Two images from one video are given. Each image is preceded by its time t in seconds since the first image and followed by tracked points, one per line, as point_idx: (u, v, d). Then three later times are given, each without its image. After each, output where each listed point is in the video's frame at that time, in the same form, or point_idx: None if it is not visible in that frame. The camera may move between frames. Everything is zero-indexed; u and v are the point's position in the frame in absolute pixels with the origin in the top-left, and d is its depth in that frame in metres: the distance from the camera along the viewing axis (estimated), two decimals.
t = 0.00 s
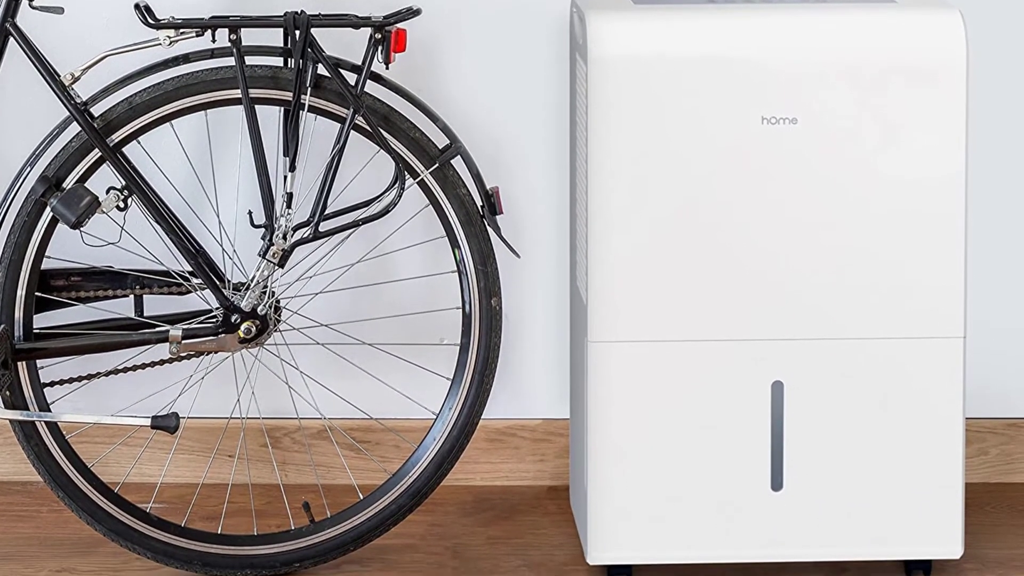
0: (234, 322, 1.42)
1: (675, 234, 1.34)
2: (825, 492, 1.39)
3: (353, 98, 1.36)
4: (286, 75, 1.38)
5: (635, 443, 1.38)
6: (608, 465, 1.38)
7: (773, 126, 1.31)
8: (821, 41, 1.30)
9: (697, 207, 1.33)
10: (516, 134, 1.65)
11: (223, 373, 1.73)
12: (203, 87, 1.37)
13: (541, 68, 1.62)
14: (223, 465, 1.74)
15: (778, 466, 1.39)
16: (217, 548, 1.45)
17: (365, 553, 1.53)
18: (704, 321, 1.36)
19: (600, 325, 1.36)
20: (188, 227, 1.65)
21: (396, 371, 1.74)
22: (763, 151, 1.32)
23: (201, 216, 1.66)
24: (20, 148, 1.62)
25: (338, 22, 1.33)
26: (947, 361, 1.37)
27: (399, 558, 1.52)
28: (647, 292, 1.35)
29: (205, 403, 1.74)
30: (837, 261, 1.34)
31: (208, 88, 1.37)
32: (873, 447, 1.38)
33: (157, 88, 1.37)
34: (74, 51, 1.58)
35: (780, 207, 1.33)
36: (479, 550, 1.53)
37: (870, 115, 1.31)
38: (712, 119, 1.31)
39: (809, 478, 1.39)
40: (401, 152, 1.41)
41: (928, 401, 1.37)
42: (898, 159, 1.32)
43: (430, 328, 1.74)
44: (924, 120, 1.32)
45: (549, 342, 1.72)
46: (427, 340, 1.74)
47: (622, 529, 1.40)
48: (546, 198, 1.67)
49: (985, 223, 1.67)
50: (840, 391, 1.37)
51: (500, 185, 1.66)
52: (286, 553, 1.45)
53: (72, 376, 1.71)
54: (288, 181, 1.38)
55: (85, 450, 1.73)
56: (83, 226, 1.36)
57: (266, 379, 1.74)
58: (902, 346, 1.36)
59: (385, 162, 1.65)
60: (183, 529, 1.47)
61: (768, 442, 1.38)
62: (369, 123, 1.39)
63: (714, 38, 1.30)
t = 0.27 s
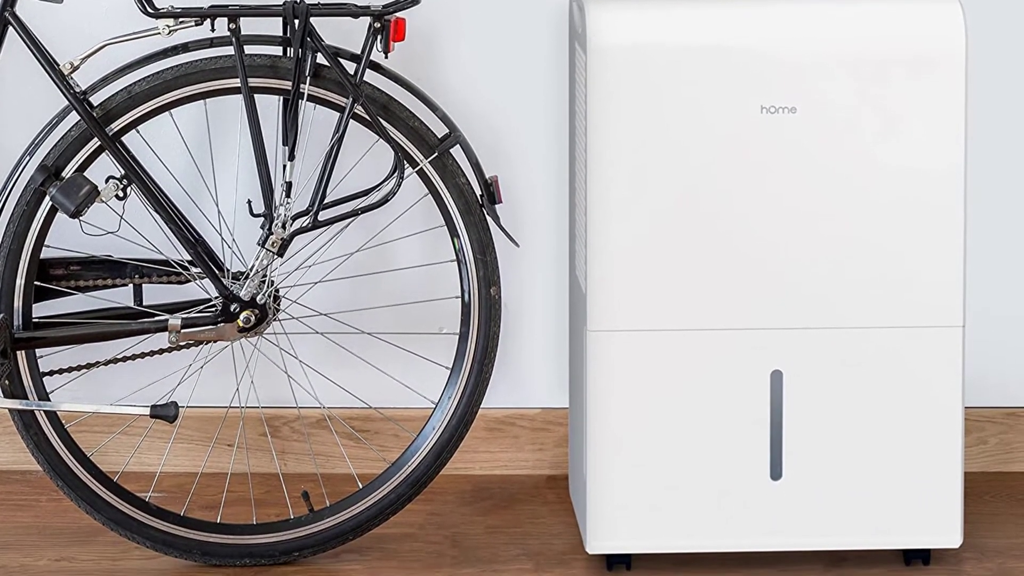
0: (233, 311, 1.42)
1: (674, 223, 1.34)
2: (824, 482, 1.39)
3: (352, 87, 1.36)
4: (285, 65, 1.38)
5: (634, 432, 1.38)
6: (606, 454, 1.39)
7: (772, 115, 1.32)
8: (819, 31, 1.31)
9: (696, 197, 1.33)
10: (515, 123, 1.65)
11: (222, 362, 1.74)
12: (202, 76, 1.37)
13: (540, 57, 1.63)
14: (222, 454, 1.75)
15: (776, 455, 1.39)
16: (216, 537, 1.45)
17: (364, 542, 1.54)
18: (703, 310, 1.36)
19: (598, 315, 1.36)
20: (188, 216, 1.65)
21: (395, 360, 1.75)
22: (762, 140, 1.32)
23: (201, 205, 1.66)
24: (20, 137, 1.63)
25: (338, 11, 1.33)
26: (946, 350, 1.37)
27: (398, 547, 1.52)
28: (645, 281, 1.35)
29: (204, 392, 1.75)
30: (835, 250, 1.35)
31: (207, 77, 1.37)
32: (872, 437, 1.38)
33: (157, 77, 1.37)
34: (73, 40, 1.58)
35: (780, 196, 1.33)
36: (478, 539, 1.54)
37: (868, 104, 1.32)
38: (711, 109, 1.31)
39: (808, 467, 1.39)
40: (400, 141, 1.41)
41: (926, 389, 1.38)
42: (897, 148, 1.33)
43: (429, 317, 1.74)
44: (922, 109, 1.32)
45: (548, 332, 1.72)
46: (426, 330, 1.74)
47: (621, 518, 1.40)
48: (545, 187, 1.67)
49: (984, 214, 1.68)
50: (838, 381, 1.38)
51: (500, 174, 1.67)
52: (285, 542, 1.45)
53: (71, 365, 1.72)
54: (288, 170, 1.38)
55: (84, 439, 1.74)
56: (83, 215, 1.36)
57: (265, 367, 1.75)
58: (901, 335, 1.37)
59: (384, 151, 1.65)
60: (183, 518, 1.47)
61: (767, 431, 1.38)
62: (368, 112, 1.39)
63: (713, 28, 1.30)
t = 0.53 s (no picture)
0: (233, 302, 1.43)
1: (673, 214, 1.34)
2: (823, 472, 1.40)
3: (352, 78, 1.36)
4: (284, 55, 1.38)
5: (633, 422, 1.39)
6: (605, 444, 1.39)
7: (771, 106, 1.32)
8: (818, 22, 1.31)
9: (695, 188, 1.33)
10: (514, 114, 1.65)
11: (221, 352, 1.74)
12: (202, 67, 1.37)
13: (540, 48, 1.63)
14: (222, 444, 1.75)
15: (776, 445, 1.39)
16: (215, 528, 1.45)
17: (363, 532, 1.54)
18: (702, 301, 1.36)
19: (597, 306, 1.36)
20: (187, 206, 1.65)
21: (395, 351, 1.75)
22: (762, 131, 1.32)
23: (200, 196, 1.66)
24: (19, 128, 1.63)
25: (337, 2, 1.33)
26: (945, 340, 1.37)
27: (397, 537, 1.53)
28: (645, 272, 1.35)
29: (204, 383, 1.75)
30: (835, 241, 1.35)
31: (206, 68, 1.37)
32: (870, 427, 1.39)
33: (156, 67, 1.37)
34: (72, 31, 1.58)
35: (779, 188, 1.34)
36: (477, 529, 1.54)
37: (867, 94, 1.32)
38: (710, 99, 1.31)
39: (807, 458, 1.39)
40: (399, 131, 1.41)
41: (925, 380, 1.38)
42: (896, 139, 1.33)
43: (428, 308, 1.74)
44: (922, 100, 1.32)
45: (547, 323, 1.73)
46: (426, 321, 1.74)
47: (621, 509, 1.40)
48: (544, 178, 1.67)
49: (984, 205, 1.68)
50: (837, 372, 1.38)
51: (499, 165, 1.67)
52: (284, 533, 1.46)
53: (71, 356, 1.72)
54: (287, 160, 1.38)
55: (84, 429, 1.74)
56: (82, 205, 1.36)
57: (265, 358, 1.75)
58: (900, 326, 1.37)
59: (383, 141, 1.65)
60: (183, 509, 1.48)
61: (766, 421, 1.39)
62: (367, 103, 1.39)
63: (712, 19, 1.30)
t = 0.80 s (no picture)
0: (232, 293, 1.43)
1: (672, 206, 1.34)
2: (822, 464, 1.40)
3: (351, 70, 1.36)
4: (284, 47, 1.38)
5: (632, 414, 1.39)
6: (605, 436, 1.40)
7: (770, 98, 1.32)
8: (817, 14, 1.31)
9: (695, 180, 1.34)
10: (513, 106, 1.65)
11: (221, 344, 1.75)
12: (202, 58, 1.37)
13: (539, 40, 1.63)
14: (221, 436, 1.75)
15: (775, 437, 1.40)
16: (215, 519, 1.46)
17: (363, 524, 1.55)
18: (702, 293, 1.36)
19: (597, 298, 1.36)
20: (187, 198, 1.65)
21: (394, 343, 1.75)
22: (761, 123, 1.32)
23: (200, 188, 1.67)
24: (19, 120, 1.63)
25: None
26: (944, 332, 1.37)
27: (397, 529, 1.53)
28: (644, 264, 1.35)
29: (203, 375, 1.76)
30: (834, 233, 1.35)
31: (206, 59, 1.37)
32: (869, 419, 1.39)
33: (156, 59, 1.37)
34: (71, 23, 1.58)
35: (778, 180, 1.34)
36: (477, 521, 1.55)
37: (867, 87, 1.32)
38: (709, 91, 1.31)
39: (807, 450, 1.40)
40: (398, 123, 1.41)
41: (924, 372, 1.38)
42: (895, 131, 1.33)
43: (428, 300, 1.74)
44: (921, 92, 1.32)
45: (547, 315, 1.73)
46: (425, 312, 1.75)
47: (620, 500, 1.41)
48: (544, 170, 1.67)
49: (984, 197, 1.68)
50: (836, 364, 1.38)
51: (499, 157, 1.67)
52: (284, 525, 1.46)
53: (70, 348, 1.73)
54: (287, 152, 1.38)
55: (83, 421, 1.75)
56: (81, 197, 1.36)
57: (264, 350, 1.75)
58: (899, 318, 1.37)
59: (383, 133, 1.65)
60: (183, 500, 1.48)
61: (765, 413, 1.39)
62: (366, 95, 1.39)
63: (712, 11, 1.30)
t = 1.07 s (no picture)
0: (231, 287, 1.43)
1: (672, 200, 1.34)
2: (822, 457, 1.40)
3: (350, 63, 1.36)
4: (283, 40, 1.38)
5: (632, 407, 1.39)
6: (604, 430, 1.40)
7: (770, 92, 1.32)
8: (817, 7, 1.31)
9: (694, 173, 1.34)
10: (513, 99, 1.65)
11: (220, 338, 1.75)
12: (201, 52, 1.37)
13: (538, 33, 1.63)
14: (221, 429, 1.76)
15: (775, 431, 1.40)
16: (214, 513, 1.46)
17: (362, 518, 1.55)
18: (701, 286, 1.36)
19: (596, 291, 1.36)
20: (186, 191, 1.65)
21: (394, 336, 1.75)
22: (760, 117, 1.32)
23: (199, 181, 1.66)
24: (18, 114, 1.63)
25: None
26: (944, 326, 1.38)
27: (396, 522, 1.53)
28: (644, 258, 1.35)
29: (202, 368, 1.76)
30: (834, 227, 1.35)
31: (205, 52, 1.37)
32: (869, 413, 1.39)
33: (155, 52, 1.37)
34: (71, 16, 1.58)
35: (778, 174, 1.34)
36: (476, 515, 1.55)
37: (867, 80, 1.32)
38: (709, 84, 1.31)
39: (806, 443, 1.40)
40: (398, 117, 1.41)
41: (923, 365, 1.38)
42: (895, 125, 1.33)
43: (427, 293, 1.74)
44: (921, 85, 1.32)
45: (547, 308, 1.73)
46: (425, 306, 1.75)
47: (620, 494, 1.41)
48: (543, 163, 1.67)
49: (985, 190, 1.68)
50: (836, 358, 1.38)
51: (498, 150, 1.67)
52: (283, 518, 1.47)
53: (69, 341, 1.73)
54: (286, 146, 1.38)
55: (82, 414, 1.75)
56: (81, 190, 1.36)
57: (263, 343, 1.76)
58: (899, 312, 1.37)
59: (382, 127, 1.65)
60: (182, 494, 1.48)
61: (764, 406, 1.39)
62: (366, 88, 1.39)
63: (711, 4, 1.30)
